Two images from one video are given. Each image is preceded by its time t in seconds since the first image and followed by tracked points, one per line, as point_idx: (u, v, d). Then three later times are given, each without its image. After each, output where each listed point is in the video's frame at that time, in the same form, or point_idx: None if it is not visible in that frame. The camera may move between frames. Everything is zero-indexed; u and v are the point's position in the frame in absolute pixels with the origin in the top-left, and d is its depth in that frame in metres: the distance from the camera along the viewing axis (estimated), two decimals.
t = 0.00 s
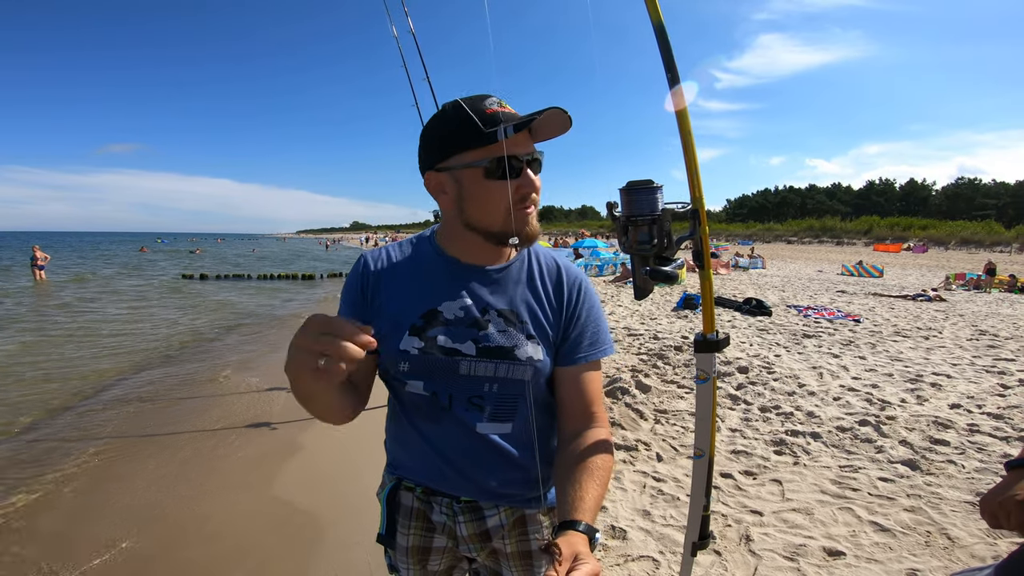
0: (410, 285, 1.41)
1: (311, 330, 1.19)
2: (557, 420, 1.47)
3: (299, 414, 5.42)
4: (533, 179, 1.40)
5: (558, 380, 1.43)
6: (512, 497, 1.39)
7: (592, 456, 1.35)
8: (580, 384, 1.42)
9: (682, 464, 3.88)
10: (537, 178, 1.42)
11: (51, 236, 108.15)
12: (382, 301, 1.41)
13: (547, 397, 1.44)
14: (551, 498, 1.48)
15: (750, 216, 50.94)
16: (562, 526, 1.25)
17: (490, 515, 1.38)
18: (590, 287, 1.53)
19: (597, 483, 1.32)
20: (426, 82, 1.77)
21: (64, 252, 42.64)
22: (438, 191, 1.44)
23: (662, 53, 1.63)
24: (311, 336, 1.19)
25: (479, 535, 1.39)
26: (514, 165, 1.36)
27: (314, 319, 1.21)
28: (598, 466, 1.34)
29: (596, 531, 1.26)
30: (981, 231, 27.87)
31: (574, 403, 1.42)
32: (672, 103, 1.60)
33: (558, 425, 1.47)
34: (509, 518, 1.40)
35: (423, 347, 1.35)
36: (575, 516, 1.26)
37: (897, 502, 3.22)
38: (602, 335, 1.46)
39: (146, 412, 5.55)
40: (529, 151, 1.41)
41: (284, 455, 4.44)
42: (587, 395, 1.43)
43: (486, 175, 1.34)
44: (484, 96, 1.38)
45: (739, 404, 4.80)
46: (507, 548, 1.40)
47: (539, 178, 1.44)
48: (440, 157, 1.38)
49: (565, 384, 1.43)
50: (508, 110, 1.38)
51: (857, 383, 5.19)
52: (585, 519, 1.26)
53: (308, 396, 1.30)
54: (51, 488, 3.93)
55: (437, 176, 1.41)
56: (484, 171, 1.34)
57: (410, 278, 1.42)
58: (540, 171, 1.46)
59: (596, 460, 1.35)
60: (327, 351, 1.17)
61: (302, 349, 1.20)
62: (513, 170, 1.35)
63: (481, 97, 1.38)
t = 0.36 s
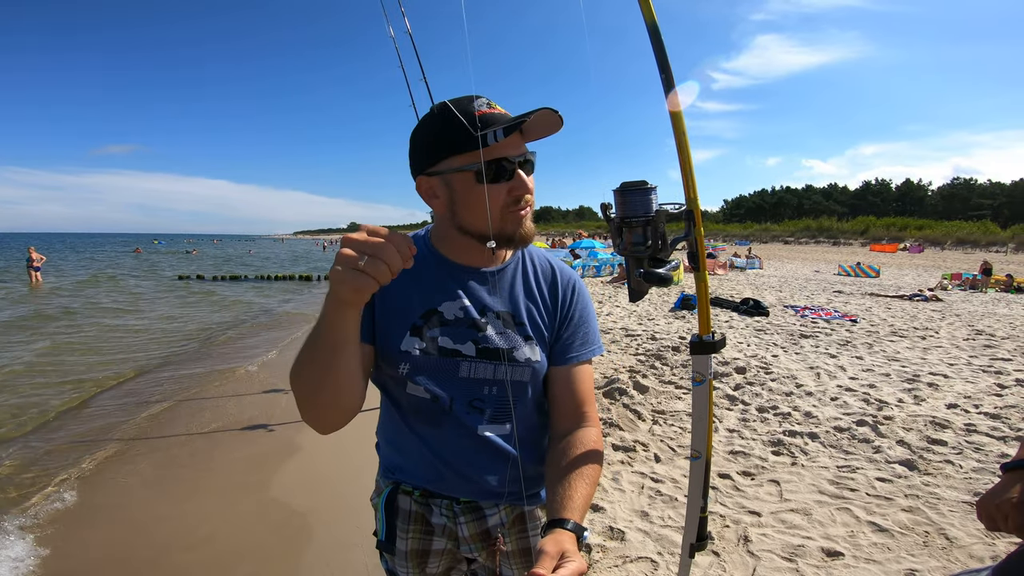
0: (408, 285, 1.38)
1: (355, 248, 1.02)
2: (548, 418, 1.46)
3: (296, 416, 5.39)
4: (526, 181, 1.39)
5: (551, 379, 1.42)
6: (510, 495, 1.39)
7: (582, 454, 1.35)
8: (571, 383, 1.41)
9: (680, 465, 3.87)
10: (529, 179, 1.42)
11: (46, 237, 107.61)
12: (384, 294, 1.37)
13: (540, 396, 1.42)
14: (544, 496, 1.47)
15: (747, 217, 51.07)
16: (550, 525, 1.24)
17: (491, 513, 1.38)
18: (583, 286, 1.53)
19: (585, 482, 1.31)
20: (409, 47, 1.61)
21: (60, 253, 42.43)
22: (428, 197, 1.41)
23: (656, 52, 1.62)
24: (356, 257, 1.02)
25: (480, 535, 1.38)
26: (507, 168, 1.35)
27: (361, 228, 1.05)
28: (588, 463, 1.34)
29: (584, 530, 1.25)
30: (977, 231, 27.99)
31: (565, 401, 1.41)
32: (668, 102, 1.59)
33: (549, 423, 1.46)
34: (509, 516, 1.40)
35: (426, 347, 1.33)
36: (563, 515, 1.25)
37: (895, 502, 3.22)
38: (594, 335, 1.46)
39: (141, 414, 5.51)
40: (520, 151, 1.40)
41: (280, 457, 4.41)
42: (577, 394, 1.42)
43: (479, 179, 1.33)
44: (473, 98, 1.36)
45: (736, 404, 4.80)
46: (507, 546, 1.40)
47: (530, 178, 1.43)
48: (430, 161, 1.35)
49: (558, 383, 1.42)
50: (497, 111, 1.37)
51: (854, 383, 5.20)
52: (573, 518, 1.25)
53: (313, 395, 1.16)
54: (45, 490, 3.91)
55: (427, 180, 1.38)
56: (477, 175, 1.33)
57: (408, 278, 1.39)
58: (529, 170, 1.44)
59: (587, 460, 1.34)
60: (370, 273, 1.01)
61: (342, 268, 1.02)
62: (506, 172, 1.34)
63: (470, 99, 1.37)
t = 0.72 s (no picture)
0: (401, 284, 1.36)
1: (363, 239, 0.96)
2: (543, 421, 1.45)
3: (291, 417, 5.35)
4: (517, 181, 1.36)
5: (546, 383, 1.41)
6: (500, 498, 1.38)
7: (575, 458, 1.33)
8: (568, 387, 1.40)
9: (678, 465, 3.86)
10: (521, 179, 1.39)
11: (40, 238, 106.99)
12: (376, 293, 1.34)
13: (535, 399, 1.41)
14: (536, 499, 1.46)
15: (743, 217, 51.22)
16: (539, 526, 1.23)
17: (479, 516, 1.36)
18: (579, 290, 1.51)
19: (578, 486, 1.30)
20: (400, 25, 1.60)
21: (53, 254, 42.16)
22: (419, 195, 1.40)
23: (653, 51, 1.61)
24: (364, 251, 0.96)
25: (469, 537, 1.36)
26: (497, 167, 1.33)
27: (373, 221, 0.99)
28: (579, 468, 1.32)
29: (573, 533, 1.24)
30: (971, 231, 28.15)
31: (561, 404, 1.40)
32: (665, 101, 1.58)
33: (544, 425, 1.45)
34: (498, 519, 1.38)
35: (417, 348, 1.31)
36: (553, 517, 1.24)
37: (893, 501, 3.22)
38: (589, 340, 1.45)
39: (134, 416, 5.46)
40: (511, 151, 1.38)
41: (276, 458, 4.37)
42: (574, 398, 1.41)
43: (467, 178, 1.31)
44: (465, 96, 1.35)
45: (733, 404, 4.79)
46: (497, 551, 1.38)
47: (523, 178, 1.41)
48: (420, 159, 1.33)
49: (554, 386, 1.40)
50: (489, 109, 1.36)
51: (850, 382, 5.21)
52: (563, 521, 1.24)
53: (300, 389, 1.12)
54: (39, 491, 3.87)
55: (418, 178, 1.37)
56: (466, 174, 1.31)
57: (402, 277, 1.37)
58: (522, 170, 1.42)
59: (580, 465, 1.33)
60: (375, 275, 0.95)
61: (342, 263, 0.97)
62: (496, 172, 1.32)
63: (462, 97, 1.36)
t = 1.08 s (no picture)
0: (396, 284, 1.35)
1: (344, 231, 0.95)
2: (540, 423, 1.44)
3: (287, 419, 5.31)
4: (490, 184, 1.32)
5: (542, 385, 1.40)
6: (493, 502, 1.36)
7: (570, 461, 1.32)
8: (565, 390, 1.39)
9: (675, 465, 3.86)
10: (497, 182, 1.34)
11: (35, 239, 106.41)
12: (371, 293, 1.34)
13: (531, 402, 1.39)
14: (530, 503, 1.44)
15: (740, 218, 51.31)
16: (531, 527, 1.21)
17: (470, 520, 1.35)
18: (576, 293, 1.49)
19: (572, 489, 1.28)
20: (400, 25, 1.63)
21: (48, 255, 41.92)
22: (402, 191, 1.41)
23: (647, 51, 1.60)
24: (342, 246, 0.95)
25: (460, 540, 1.34)
26: (468, 168, 1.30)
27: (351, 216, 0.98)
28: (576, 472, 1.31)
29: (565, 536, 1.22)
30: (967, 231, 28.24)
31: (558, 407, 1.39)
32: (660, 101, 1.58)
33: (541, 427, 1.43)
34: (490, 523, 1.37)
35: (409, 349, 1.30)
36: (545, 519, 1.22)
37: (889, 501, 3.21)
38: (586, 344, 1.42)
39: (130, 418, 5.43)
40: (491, 152, 1.34)
41: (272, 459, 4.35)
42: (571, 401, 1.40)
43: (436, 178, 1.29)
44: (452, 93, 1.33)
45: (730, 404, 4.79)
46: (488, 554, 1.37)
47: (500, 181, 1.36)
48: (401, 155, 1.35)
49: (550, 389, 1.39)
50: (473, 107, 1.31)
51: (847, 382, 5.20)
52: (555, 523, 1.22)
53: (290, 397, 1.12)
54: (33, 493, 3.85)
55: (400, 173, 1.39)
56: (436, 173, 1.30)
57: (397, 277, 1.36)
58: (502, 173, 1.37)
59: (575, 468, 1.31)
60: (349, 269, 0.94)
61: (319, 261, 0.95)
62: (466, 174, 1.29)
63: (450, 94, 1.33)
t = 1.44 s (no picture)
0: (402, 287, 1.36)
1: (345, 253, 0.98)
2: (544, 424, 1.44)
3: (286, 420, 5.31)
4: (478, 183, 1.33)
5: (547, 386, 1.40)
6: (497, 504, 1.36)
7: (573, 463, 1.32)
8: (568, 391, 1.39)
9: (675, 465, 3.86)
10: (487, 182, 1.34)
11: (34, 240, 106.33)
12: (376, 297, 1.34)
13: (535, 403, 1.40)
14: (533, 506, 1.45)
15: (739, 218, 51.34)
16: (533, 527, 1.22)
17: (475, 523, 1.35)
18: (580, 295, 1.49)
19: (574, 489, 1.28)
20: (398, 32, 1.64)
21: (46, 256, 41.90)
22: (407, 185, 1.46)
23: (645, 54, 1.61)
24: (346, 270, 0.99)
25: (465, 544, 1.35)
26: (457, 167, 1.32)
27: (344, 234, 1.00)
28: (577, 473, 1.31)
29: (567, 536, 1.22)
30: (966, 231, 28.27)
31: (561, 409, 1.40)
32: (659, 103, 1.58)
33: (545, 428, 1.44)
34: (495, 525, 1.38)
35: (414, 352, 1.30)
36: (548, 519, 1.23)
37: (888, 501, 3.22)
38: (590, 345, 1.43)
39: (129, 419, 5.42)
40: (486, 154, 1.35)
41: (272, 460, 4.35)
42: (574, 403, 1.40)
43: (427, 175, 1.32)
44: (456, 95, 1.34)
45: (730, 404, 4.80)
46: (493, 556, 1.37)
47: (493, 183, 1.35)
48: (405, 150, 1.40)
49: (553, 392, 1.40)
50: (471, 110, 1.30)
51: (846, 382, 5.21)
52: (557, 522, 1.22)
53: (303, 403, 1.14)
54: (33, 495, 3.85)
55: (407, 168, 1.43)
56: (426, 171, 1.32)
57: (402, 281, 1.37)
58: (498, 175, 1.36)
59: (577, 469, 1.32)
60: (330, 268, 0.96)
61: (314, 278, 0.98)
62: (455, 173, 1.31)
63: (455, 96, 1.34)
